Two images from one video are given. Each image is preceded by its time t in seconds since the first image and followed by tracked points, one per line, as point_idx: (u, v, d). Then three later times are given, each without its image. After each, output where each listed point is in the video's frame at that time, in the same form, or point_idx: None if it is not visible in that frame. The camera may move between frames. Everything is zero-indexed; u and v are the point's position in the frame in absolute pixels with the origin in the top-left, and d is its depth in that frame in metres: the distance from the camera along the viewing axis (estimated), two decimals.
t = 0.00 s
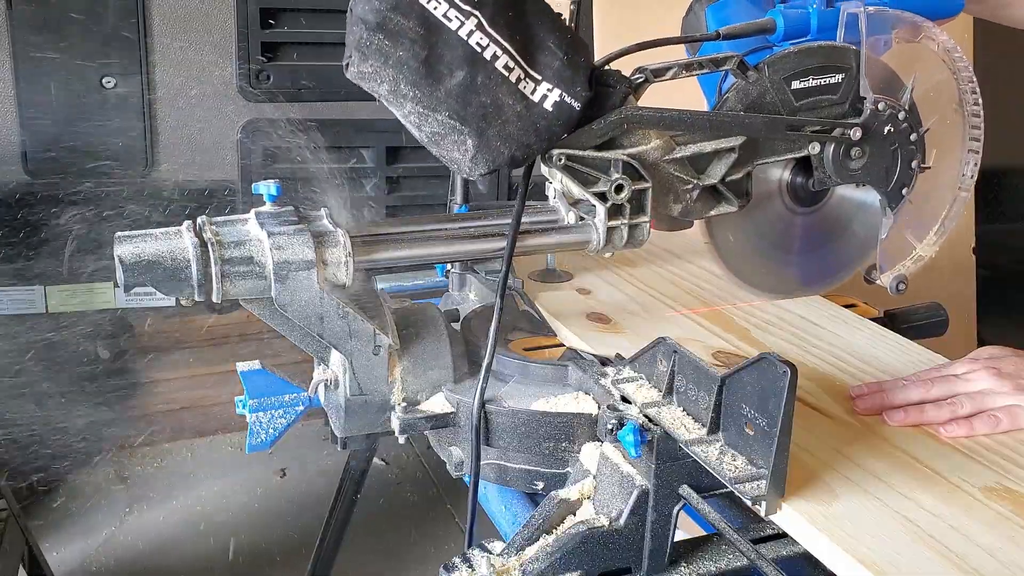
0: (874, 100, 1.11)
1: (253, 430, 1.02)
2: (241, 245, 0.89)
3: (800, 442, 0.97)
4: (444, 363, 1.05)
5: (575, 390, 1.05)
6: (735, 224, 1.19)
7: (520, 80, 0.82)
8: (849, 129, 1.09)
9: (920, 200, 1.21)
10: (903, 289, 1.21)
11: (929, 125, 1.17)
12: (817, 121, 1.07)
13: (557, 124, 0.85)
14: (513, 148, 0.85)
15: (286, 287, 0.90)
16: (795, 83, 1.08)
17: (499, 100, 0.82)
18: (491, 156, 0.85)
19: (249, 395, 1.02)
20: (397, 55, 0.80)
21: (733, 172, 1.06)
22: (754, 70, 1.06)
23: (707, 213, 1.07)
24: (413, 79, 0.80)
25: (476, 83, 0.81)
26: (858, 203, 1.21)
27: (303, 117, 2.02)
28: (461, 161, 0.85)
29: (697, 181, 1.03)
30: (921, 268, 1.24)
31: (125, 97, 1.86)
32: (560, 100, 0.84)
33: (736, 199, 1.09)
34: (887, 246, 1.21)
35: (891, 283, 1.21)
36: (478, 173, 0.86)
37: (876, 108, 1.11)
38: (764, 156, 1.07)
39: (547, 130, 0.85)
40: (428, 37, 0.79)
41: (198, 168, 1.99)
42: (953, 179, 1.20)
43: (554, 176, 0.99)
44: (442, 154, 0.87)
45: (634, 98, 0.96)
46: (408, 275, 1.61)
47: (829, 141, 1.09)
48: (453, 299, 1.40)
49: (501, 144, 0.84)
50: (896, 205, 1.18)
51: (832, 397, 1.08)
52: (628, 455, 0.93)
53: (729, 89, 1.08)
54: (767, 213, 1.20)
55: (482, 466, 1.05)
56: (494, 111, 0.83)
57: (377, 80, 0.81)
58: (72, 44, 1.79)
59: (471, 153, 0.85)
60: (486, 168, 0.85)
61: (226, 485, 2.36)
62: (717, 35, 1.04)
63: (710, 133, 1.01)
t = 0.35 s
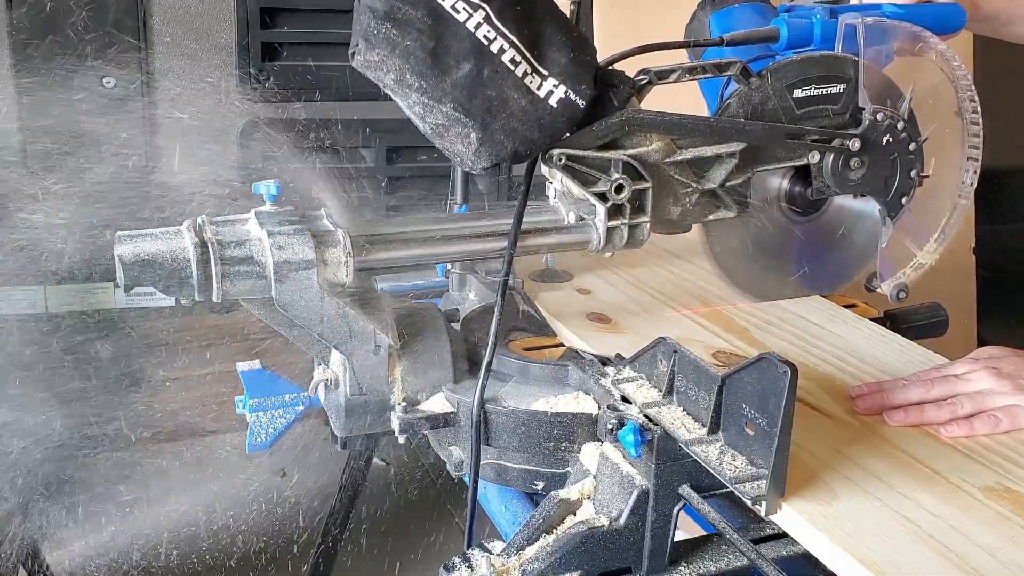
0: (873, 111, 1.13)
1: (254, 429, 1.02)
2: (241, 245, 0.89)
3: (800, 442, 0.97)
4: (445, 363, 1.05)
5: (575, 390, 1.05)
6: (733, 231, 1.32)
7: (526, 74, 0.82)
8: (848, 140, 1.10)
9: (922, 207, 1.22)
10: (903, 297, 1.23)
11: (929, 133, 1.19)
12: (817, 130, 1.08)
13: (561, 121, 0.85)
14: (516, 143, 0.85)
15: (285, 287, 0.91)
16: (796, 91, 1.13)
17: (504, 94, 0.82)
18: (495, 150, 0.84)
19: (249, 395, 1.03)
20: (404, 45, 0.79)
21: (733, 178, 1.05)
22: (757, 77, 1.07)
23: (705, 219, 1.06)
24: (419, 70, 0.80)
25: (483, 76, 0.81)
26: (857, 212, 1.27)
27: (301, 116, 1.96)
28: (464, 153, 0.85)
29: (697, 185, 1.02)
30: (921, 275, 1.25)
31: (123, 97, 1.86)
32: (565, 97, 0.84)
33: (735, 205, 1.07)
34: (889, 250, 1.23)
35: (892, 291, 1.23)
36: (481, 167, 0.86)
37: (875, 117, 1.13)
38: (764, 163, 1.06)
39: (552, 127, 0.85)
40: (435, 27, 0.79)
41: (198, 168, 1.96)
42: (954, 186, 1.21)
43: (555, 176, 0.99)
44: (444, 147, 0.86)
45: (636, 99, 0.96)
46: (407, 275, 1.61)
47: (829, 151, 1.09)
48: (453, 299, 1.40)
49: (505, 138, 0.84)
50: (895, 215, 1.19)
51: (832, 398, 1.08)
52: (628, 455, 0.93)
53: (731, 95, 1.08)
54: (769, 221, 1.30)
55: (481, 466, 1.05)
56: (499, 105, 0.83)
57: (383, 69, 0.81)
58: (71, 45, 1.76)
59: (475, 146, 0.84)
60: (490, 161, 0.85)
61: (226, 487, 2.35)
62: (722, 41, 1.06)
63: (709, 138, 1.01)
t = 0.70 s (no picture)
0: (868, 134, 1.17)
1: (254, 430, 1.02)
2: (239, 245, 0.89)
3: (800, 442, 0.97)
4: (445, 364, 1.05)
5: (575, 390, 1.05)
6: (728, 249, 1.29)
7: (545, 61, 0.84)
8: (844, 163, 1.13)
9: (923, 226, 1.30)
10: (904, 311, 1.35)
11: (926, 157, 1.26)
12: (817, 152, 1.09)
13: (573, 112, 0.88)
14: (527, 129, 0.86)
15: (285, 287, 0.91)
16: (799, 111, 1.12)
17: (521, 78, 0.84)
18: (506, 135, 0.85)
19: (249, 395, 1.03)
20: (426, 20, 0.81)
21: (730, 189, 1.07)
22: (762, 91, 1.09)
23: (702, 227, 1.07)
24: (440, 47, 0.81)
25: (502, 58, 0.83)
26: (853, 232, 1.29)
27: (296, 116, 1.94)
28: (476, 136, 0.85)
29: (696, 193, 1.04)
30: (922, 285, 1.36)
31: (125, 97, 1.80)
32: (580, 88, 0.86)
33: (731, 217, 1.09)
34: (889, 266, 1.33)
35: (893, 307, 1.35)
36: (491, 151, 0.87)
37: (871, 141, 1.16)
38: (761, 178, 1.08)
39: (563, 114, 0.87)
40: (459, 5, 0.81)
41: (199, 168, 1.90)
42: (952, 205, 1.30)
43: (553, 177, 0.98)
44: (455, 130, 0.87)
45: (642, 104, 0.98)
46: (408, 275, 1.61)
47: (826, 174, 1.12)
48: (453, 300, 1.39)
49: (517, 123, 0.85)
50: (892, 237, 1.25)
51: (831, 397, 1.08)
52: (628, 455, 0.93)
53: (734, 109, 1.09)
54: (765, 242, 1.27)
55: (481, 465, 1.05)
56: (515, 88, 0.84)
57: (403, 43, 0.82)
58: (71, 45, 1.74)
59: (487, 129, 0.85)
60: (501, 146, 0.86)
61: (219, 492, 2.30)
62: (728, 56, 1.09)
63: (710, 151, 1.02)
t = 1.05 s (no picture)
0: (866, 136, 1.16)
1: (254, 431, 1.03)
2: (240, 245, 0.89)
3: (800, 442, 0.97)
4: (444, 363, 1.05)
5: (575, 391, 1.05)
6: (728, 248, 1.31)
7: (543, 60, 0.83)
8: (843, 166, 1.14)
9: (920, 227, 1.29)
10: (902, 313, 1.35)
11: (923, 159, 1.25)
12: (816, 154, 1.11)
13: (571, 111, 0.88)
14: (525, 129, 0.86)
15: (285, 287, 0.91)
16: (799, 112, 1.12)
17: (519, 77, 0.84)
18: (506, 133, 0.86)
19: (250, 395, 1.04)
20: (424, 18, 0.81)
21: (730, 192, 1.09)
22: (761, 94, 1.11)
23: (700, 228, 1.09)
24: (438, 45, 0.82)
25: (500, 57, 0.83)
26: (852, 234, 1.31)
27: (300, 117, 1.94)
28: (474, 135, 0.86)
29: (696, 194, 1.05)
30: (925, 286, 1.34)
31: (125, 98, 1.79)
32: (577, 88, 0.86)
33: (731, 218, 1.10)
34: (887, 268, 1.33)
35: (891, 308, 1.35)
36: (490, 149, 0.87)
37: (869, 143, 1.16)
38: (760, 180, 1.10)
39: (561, 113, 0.87)
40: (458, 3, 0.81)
41: (200, 168, 1.89)
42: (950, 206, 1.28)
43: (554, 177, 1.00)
44: (453, 127, 0.88)
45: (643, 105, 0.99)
46: (408, 275, 1.62)
47: (824, 176, 1.14)
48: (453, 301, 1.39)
49: (515, 122, 0.85)
50: (890, 237, 1.25)
51: (831, 397, 1.08)
52: (628, 455, 0.93)
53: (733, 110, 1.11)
54: (764, 244, 1.30)
55: (481, 466, 1.05)
56: (513, 87, 0.84)
57: (402, 41, 0.83)
58: (71, 46, 1.73)
59: (485, 128, 0.86)
60: (499, 145, 0.86)
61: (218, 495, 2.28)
62: (727, 58, 1.09)
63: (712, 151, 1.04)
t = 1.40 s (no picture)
0: (856, 135, 1.14)
1: (254, 431, 1.03)
2: (239, 245, 0.89)
3: (800, 442, 0.97)
4: (444, 364, 1.05)
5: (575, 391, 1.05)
6: (718, 247, 1.29)
7: (533, 61, 0.84)
8: (835, 166, 1.12)
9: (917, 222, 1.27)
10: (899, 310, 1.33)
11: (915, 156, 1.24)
12: (807, 154, 1.09)
13: (562, 111, 0.88)
14: (516, 131, 0.87)
15: (285, 288, 0.91)
16: (789, 113, 1.09)
17: (510, 77, 0.84)
18: (495, 134, 0.86)
19: (250, 396, 1.04)
20: (413, 18, 0.81)
21: (721, 192, 1.06)
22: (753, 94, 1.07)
23: (691, 229, 1.06)
24: (426, 45, 0.82)
25: (489, 57, 0.83)
26: (844, 235, 1.30)
27: (300, 117, 1.94)
28: (463, 135, 0.87)
29: (686, 195, 1.03)
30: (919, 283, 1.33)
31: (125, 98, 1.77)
32: (568, 88, 0.86)
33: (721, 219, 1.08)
34: (885, 265, 1.30)
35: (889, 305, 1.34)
36: (479, 151, 0.87)
37: (860, 142, 1.13)
38: (751, 180, 1.07)
39: (552, 114, 0.87)
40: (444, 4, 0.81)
41: (199, 167, 1.88)
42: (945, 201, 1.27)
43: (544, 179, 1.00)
44: (443, 128, 0.88)
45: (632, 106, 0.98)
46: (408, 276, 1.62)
47: (816, 176, 1.11)
48: (453, 301, 1.39)
49: (505, 123, 0.86)
50: (885, 235, 1.23)
51: (831, 397, 1.08)
52: (628, 455, 0.93)
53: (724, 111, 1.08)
54: (753, 244, 1.28)
55: (481, 466, 1.05)
56: (503, 88, 0.84)
57: (390, 41, 0.83)
58: (70, 44, 1.70)
59: (475, 128, 0.86)
60: (489, 145, 0.86)
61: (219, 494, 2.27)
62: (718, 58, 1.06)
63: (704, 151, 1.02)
